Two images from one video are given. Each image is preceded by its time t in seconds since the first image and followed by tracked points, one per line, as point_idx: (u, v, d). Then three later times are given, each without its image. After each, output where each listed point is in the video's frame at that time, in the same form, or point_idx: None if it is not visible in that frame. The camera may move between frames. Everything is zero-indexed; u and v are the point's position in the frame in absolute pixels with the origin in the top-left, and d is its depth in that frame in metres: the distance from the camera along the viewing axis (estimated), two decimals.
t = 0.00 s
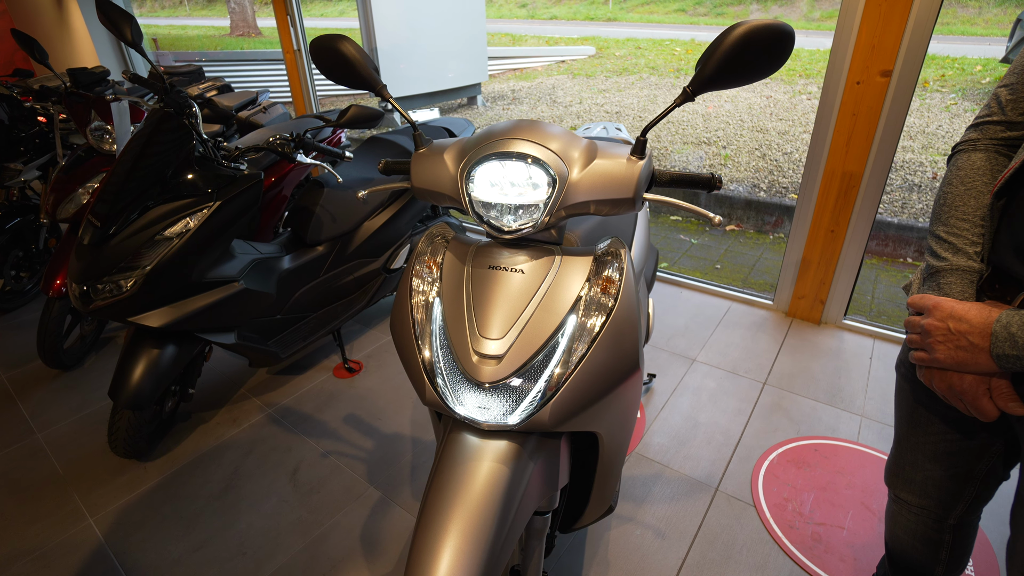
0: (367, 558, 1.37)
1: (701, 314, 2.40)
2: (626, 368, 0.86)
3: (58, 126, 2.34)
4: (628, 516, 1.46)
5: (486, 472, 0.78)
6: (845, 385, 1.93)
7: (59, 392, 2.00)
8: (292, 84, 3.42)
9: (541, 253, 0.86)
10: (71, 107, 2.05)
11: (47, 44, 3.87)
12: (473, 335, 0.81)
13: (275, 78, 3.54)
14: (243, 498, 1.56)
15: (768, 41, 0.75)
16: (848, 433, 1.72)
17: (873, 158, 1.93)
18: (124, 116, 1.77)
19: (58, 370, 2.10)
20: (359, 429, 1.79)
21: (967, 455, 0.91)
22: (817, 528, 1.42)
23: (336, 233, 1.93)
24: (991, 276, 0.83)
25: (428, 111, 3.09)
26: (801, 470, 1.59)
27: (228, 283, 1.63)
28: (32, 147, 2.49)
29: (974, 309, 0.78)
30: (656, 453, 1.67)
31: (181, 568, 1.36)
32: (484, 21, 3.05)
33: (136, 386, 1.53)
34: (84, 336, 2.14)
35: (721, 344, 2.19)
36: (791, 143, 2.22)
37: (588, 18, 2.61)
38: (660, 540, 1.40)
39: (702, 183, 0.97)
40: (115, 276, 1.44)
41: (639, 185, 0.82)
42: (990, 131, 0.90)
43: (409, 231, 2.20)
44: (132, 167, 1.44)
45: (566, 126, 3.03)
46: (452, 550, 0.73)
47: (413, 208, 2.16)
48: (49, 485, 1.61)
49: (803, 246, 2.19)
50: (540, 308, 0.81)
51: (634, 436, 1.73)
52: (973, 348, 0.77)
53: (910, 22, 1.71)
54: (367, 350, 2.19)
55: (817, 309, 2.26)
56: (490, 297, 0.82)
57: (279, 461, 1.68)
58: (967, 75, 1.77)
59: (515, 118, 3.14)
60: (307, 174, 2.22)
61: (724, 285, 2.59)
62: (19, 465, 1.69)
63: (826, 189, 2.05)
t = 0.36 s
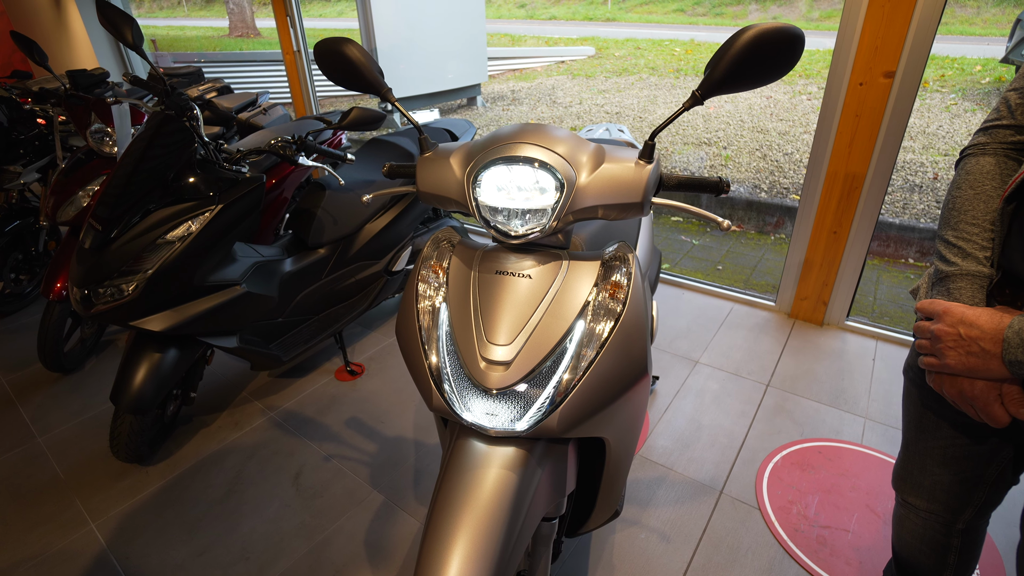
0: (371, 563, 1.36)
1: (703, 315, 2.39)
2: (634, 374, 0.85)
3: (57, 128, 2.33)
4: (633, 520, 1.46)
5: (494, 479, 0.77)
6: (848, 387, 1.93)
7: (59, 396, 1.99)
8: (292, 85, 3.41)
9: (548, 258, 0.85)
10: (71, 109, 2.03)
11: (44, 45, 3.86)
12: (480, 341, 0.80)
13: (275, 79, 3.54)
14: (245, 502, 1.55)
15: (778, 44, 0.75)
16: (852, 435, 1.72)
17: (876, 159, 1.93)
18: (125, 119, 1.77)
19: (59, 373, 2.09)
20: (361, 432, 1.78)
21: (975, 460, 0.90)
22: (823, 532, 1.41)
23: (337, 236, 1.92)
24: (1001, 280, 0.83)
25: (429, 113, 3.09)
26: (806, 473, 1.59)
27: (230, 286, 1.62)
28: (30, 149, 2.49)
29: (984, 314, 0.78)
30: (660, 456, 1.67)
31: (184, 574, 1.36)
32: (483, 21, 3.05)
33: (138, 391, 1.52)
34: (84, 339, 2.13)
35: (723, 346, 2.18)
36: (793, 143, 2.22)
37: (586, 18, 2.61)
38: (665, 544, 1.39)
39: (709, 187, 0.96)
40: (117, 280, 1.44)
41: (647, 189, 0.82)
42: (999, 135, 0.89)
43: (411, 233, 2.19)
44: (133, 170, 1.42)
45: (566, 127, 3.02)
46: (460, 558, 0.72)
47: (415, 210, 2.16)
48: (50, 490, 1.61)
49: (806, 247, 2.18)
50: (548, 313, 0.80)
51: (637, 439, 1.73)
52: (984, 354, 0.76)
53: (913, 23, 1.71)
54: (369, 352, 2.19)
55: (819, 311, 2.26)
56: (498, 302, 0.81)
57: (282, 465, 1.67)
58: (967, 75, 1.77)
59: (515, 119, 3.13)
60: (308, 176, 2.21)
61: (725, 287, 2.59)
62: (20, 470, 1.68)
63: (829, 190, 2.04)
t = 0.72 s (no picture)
0: (369, 562, 1.37)
1: (701, 315, 2.40)
2: (629, 373, 0.86)
3: (55, 130, 2.33)
4: (630, 519, 1.46)
5: (490, 477, 0.78)
6: (845, 385, 1.94)
7: (57, 397, 1.99)
8: (290, 86, 3.41)
9: (543, 258, 0.86)
10: (69, 111, 2.01)
11: (43, 46, 3.86)
12: (476, 341, 0.81)
13: (274, 80, 3.55)
14: (244, 502, 1.56)
15: (771, 46, 0.75)
16: (848, 434, 1.73)
17: (872, 158, 1.94)
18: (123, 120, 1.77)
19: (57, 374, 2.10)
20: (359, 432, 1.79)
21: (967, 456, 0.91)
22: (819, 530, 1.42)
23: (335, 236, 1.93)
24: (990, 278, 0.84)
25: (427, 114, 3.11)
26: (802, 471, 1.59)
27: (228, 287, 1.62)
28: (29, 150, 2.49)
29: (973, 312, 0.78)
30: (657, 455, 1.67)
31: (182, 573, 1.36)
32: (482, 22, 3.05)
33: (136, 391, 1.53)
34: (83, 340, 2.13)
35: (721, 345, 2.19)
36: (790, 143, 2.22)
37: (585, 18, 2.62)
38: (662, 542, 1.40)
39: (704, 187, 0.97)
40: (115, 281, 1.44)
41: (642, 189, 0.82)
42: (989, 135, 0.90)
43: (409, 233, 2.20)
44: (131, 172, 1.43)
45: (564, 126, 3.03)
46: (456, 556, 0.73)
47: (413, 211, 2.16)
48: (49, 491, 1.61)
49: (802, 246, 2.19)
50: (543, 313, 0.81)
51: (634, 438, 1.73)
52: (973, 351, 0.77)
53: (908, 23, 1.72)
54: (367, 352, 2.19)
55: (816, 310, 2.27)
56: (493, 303, 0.82)
57: (280, 465, 1.68)
58: (963, 75, 1.78)
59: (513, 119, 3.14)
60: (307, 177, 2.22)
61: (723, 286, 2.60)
62: (18, 470, 1.68)
63: (825, 189, 2.05)
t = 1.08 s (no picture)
0: (363, 562, 1.37)
1: (697, 314, 2.40)
2: (621, 371, 0.86)
3: (49, 130, 2.32)
4: (625, 518, 1.46)
5: (481, 476, 0.77)
6: (841, 384, 1.94)
7: (51, 398, 1.98)
8: (286, 86, 3.40)
9: (535, 256, 0.86)
10: (62, 110, 2.03)
11: (38, 46, 3.85)
12: (467, 339, 0.81)
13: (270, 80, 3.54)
14: (238, 503, 1.55)
15: (760, 43, 0.75)
16: (844, 432, 1.73)
17: (866, 157, 1.94)
18: (115, 120, 1.76)
19: (51, 375, 2.09)
20: (354, 432, 1.78)
21: (961, 453, 0.91)
22: (814, 528, 1.42)
23: (330, 236, 1.92)
24: (983, 275, 0.83)
25: (423, 114, 3.12)
26: (798, 470, 1.59)
27: (222, 287, 1.62)
28: (23, 150, 2.48)
29: (966, 308, 0.78)
30: (652, 454, 1.67)
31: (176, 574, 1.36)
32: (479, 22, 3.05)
33: (129, 392, 1.52)
34: (77, 341, 2.13)
35: (716, 344, 2.19)
36: (785, 142, 2.23)
37: (581, 19, 2.61)
38: (657, 541, 1.39)
39: (696, 184, 0.96)
40: (108, 281, 1.43)
41: (633, 187, 0.82)
42: (982, 132, 0.90)
43: (404, 233, 2.19)
44: (123, 172, 1.42)
45: (561, 126, 3.03)
46: (448, 555, 0.72)
47: (408, 210, 2.16)
48: (42, 492, 1.60)
49: (798, 245, 2.19)
50: (534, 312, 0.81)
51: (630, 438, 1.73)
52: (965, 347, 0.77)
53: (901, 22, 1.72)
54: (362, 353, 2.19)
55: (812, 309, 2.27)
56: (484, 301, 0.82)
57: (275, 466, 1.67)
58: (959, 74, 1.78)
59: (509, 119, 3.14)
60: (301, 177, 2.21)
61: (719, 285, 2.60)
62: (11, 472, 1.67)
63: (820, 188, 2.05)
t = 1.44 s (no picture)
0: (365, 561, 1.37)
1: (697, 314, 2.41)
2: (622, 370, 0.86)
3: (48, 130, 2.32)
4: (626, 517, 1.47)
5: (484, 475, 0.78)
6: (840, 383, 1.95)
7: (51, 399, 1.98)
8: (285, 87, 3.41)
9: (537, 256, 0.86)
10: (63, 111, 2.06)
11: (37, 47, 3.85)
12: (470, 338, 0.81)
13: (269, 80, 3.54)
14: (240, 502, 1.55)
15: (761, 43, 0.76)
16: (843, 431, 1.74)
17: (865, 157, 1.95)
18: (116, 120, 1.75)
19: (51, 376, 2.09)
20: (355, 432, 1.79)
21: (961, 451, 0.92)
22: (813, 526, 1.42)
23: (330, 236, 1.93)
24: (985, 274, 0.84)
25: (422, 114, 3.11)
26: (797, 469, 1.60)
27: (223, 287, 1.62)
28: (22, 151, 2.48)
29: (967, 307, 0.79)
30: (653, 453, 1.68)
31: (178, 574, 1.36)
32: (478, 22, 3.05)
33: (131, 392, 1.52)
34: (77, 342, 2.13)
35: (716, 344, 2.20)
36: (784, 142, 2.23)
37: (580, 19, 2.61)
38: (657, 540, 1.40)
39: (696, 184, 0.97)
40: (109, 281, 1.44)
41: (634, 187, 0.83)
42: (983, 131, 0.91)
43: (404, 233, 2.20)
44: (124, 172, 1.42)
45: (560, 126, 3.03)
46: (451, 553, 0.73)
47: (408, 210, 2.16)
48: (43, 492, 1.60)
49: (797, 245, 2.20)
50: (536, 311, 0.81)
51: (630, 437, 1.74)
52: (967, 346, 0.78)
53: (900, 22, 1.73)
54: (363, 352, 2.19)
55: (811, 308, 2.27)
56: (487, 301, 0.82)
57: (276, 465, 1.67)
58: (956, 74, 1.79)
59: (509, 119, 3.14)
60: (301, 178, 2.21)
61: (718, 285, 2.60)
62: (12, 473, 1.68)
63: (819, 188, 2.06)
